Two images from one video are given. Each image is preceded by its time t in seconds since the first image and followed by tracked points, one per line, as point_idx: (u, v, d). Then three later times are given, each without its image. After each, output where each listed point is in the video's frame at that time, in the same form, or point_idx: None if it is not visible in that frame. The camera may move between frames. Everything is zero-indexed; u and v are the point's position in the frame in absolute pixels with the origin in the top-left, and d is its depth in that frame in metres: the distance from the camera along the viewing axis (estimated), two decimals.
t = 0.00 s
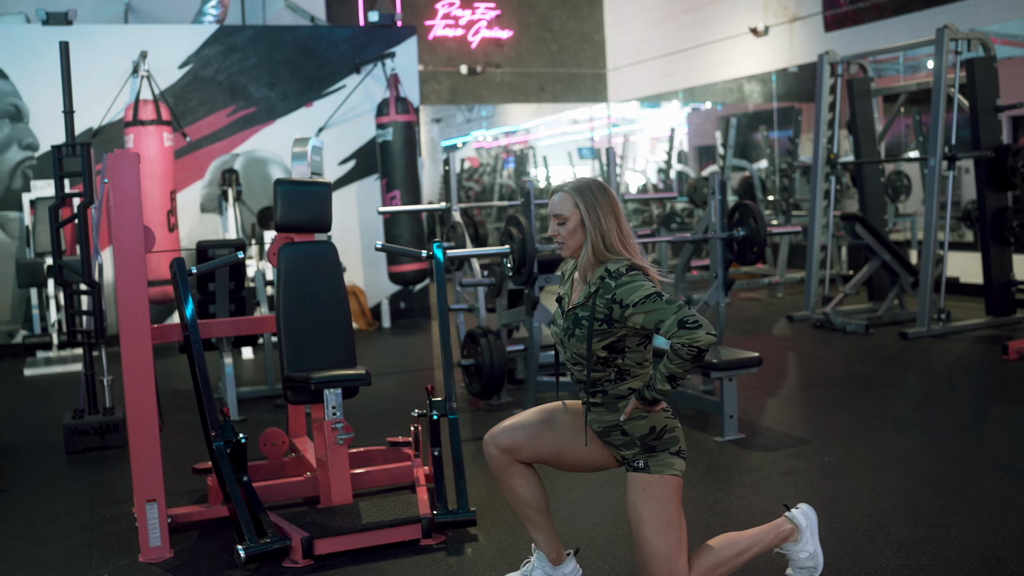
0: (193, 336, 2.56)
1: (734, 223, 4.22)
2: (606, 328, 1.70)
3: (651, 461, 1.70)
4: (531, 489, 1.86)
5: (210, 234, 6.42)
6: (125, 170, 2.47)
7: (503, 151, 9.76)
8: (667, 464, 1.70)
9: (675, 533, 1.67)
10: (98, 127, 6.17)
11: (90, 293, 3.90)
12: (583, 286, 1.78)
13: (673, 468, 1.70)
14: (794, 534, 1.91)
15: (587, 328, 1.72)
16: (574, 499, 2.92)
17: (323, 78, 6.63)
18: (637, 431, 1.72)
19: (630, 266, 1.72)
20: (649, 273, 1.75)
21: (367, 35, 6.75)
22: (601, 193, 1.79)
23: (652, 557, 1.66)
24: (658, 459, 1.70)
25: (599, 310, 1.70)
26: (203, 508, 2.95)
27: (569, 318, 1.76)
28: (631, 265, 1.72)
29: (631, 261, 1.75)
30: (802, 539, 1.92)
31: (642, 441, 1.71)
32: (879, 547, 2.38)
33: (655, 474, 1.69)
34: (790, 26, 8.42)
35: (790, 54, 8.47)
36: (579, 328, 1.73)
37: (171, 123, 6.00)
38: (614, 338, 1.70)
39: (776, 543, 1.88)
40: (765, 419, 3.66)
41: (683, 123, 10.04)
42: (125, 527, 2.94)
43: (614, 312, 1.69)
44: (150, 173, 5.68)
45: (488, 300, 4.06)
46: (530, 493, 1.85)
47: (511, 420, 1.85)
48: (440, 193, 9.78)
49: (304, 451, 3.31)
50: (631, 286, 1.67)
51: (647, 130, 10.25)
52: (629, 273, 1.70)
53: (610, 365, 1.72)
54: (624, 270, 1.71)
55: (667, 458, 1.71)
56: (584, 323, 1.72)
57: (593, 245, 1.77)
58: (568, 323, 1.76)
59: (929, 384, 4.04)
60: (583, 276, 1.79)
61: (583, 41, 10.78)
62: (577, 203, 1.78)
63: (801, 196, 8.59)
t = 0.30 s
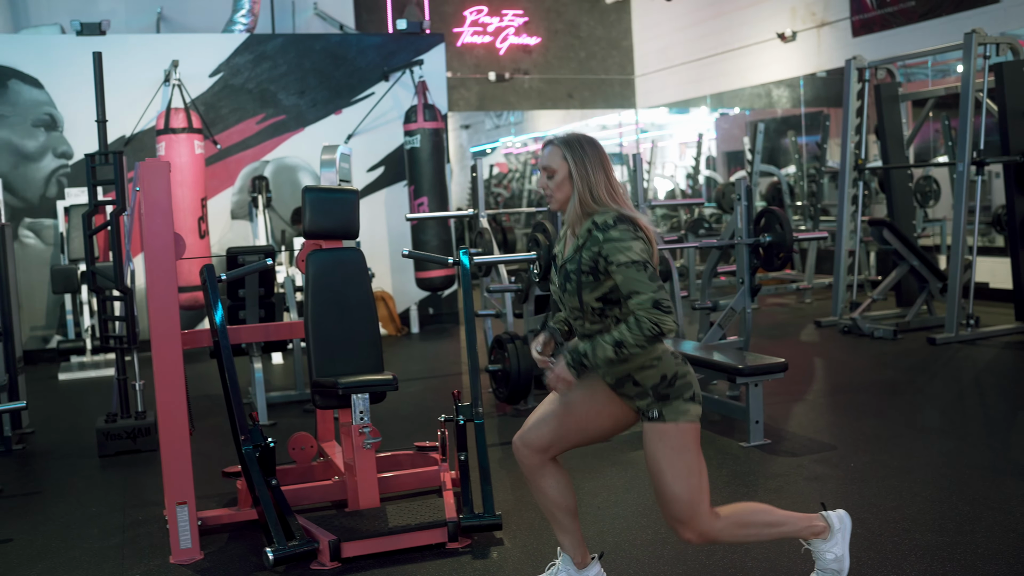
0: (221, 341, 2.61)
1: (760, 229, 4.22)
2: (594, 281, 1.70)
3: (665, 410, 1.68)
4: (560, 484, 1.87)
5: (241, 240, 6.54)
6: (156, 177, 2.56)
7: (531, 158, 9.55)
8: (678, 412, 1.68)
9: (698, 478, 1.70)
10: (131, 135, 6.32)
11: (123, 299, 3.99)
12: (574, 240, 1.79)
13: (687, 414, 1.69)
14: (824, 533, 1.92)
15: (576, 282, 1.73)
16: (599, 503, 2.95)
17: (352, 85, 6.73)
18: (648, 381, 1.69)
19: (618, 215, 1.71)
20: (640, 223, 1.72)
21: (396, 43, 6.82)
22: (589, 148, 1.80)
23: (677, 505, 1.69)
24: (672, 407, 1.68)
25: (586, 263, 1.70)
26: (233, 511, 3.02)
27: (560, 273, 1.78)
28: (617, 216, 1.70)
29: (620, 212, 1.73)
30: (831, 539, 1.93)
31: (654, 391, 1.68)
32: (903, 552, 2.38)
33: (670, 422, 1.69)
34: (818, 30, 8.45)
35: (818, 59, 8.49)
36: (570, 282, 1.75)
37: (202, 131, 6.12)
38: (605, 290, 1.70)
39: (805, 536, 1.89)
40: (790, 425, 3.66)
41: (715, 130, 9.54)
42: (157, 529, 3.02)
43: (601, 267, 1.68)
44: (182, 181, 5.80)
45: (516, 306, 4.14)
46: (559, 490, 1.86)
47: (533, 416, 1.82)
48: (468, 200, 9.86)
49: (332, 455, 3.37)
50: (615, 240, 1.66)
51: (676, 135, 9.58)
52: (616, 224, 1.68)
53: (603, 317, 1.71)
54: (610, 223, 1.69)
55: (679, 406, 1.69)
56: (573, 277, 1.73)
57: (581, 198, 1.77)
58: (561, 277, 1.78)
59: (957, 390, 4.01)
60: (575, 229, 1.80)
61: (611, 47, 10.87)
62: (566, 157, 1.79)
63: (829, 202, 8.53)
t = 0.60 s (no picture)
0: (257, 344, 2.67)
1: (793, 232, 4.18)
2: (565, 208, 1.75)
3: (640, 340, 1.73)
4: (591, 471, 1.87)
5: (279, 244, 6.65)
6: (192, 183, 2.60)
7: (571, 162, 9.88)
8: (653, 342, 1.73)
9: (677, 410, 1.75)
10: (171, 141, 6.45)
11: (161, 302, 4.08)
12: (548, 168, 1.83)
13: (662, 344, 1.74)
14: (794, 525, 1.84)
15: (547, 209, 1.78)
16: (629, 506, 2.95)
17: (388, 90, 6.81)
18: (621, 312, 1.74)
19: (592, 145, 1.74)
20: (614, 154, 1.76)
21: (432, 47, 6.89)
22: (570, 79, 1.81)
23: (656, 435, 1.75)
24: (647, 338, 1.73)
25: (558, 190, 1.74)
26: (268, 511, 3.07)
27: (533, 201, 1.83)
28: (592, 146, 1.74)
29: (595, 141, 1.77)
30: (802, 531, 1.85)
31: (628, 321, 1.73)
32: (933, 559, 2.35)
33: (645, 352, 1.74)
34: (855, 32, 8.39)
35: (855, 61, 8.43)
36: (541, 208, 1.79)
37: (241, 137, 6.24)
38: (576, 217, 1.74)
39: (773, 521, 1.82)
40: (823, 429, 3.63)
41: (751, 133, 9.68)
42: (192, 528, 3.08)
43: (571, 194, 1.73)
44: (220, 185, 5.93)
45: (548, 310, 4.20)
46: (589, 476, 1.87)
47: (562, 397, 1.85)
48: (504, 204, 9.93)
49: (365, 457, 3.41)
50: (586, 169, 1.69)
51: (713, 138, 9.78)
52: (590, 153, 1.72)
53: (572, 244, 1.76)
54: (584, 153, 1.73)
55: (653, 337, 1.74)
56: (545, 204, 1.78)
57: (557, 127, 1.80)
58: (534, 205, 1.83)
59: (995, 395, 3.94)
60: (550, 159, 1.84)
61: (648, 50, 10.85)
62: (546, 87, 1.81)
63: (866, 205, 8.42)
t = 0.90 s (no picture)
0: (297, 340, 2.73)
1: (831, 233, 4.16)
2: (578, 191, 1.76)
3: (624, 328, 1.76)
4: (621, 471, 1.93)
5: (322, 241, 6.77)
6: (234, 182, 2.66)
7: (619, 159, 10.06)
8: (637, 334, 1.75)
9: (622, 406, 1.75)
10: (217, 140, 6.61)
11: (206, 297, 4.20)
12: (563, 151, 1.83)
13: (643, 338, 1.76)
14: (703, 538, 1.85)
15: (560, 190, 1.79)
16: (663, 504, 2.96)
17: (431, 89, 6.90)
18: (613, 297, 1.77)
19: (612, 132, 1.75)
20: (632, 142, 1.78)
21: (474, 47, 6.96)
22: (585, 66, 1.81)
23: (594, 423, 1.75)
24: (630, 328, 1.76)
25: (574, 173, 1.75)
26: (306, 503, 3.15)
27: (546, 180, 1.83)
28: (611, 134, 1.75)
29: (613, 130, 1.78)
30: (709, 547, 1.85)
31: (618, 307, 1.76)
32: (967, 561, 2.33)
33: (624, 341, 1.75)
34: (900, 31, 8.29)
35: (901, 60, 8.33)
36: (554, 189, 1.80)
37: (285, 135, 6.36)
38: (587, 202, 1.76)
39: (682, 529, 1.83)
40: (860, 430, 3.60)
41: (795, 132, 9.33)
42: (232, 518, 3.17)
43: (587, 177, 1.74)
44: (264, 183, 6.05)
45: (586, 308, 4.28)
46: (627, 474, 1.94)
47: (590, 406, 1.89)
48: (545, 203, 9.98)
49: (403, 452, 3.47)
50: (604, 155, 1.70)
51: (759, 137, 9.75)
52: (609, 141, 1.73)
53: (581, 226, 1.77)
54: (603, 139, 1.74)
55: (639, 327, 1.76)
56: (558, 185, 1.79)
57: (575, 112, 1.80)
58: (546, 185, 1.83)
59: None
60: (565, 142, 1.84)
61: (691, 50, 10.74)
62: (558, 73, 1.80)
63: (910, 204, 8.29)
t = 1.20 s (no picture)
0: (338, 331, 2.82)
1: (872, 228, 4.12)
2: (585, 195, 1.76)
3: (608, 334, 1.76)
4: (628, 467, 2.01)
5: (365, 234, 6.90)
6: (277, 174, 2.77)
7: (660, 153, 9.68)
8: (621, 344, 1.77)
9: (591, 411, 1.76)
10: (262, 133, 6.76)
11: (250, 288, 4.33)
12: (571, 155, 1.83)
13: (624, 348, 1.77)
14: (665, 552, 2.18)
15: (566, 192, 1.78)
16: (697, 495, 2.99)
17: (473, 83, 6.98)
18: (604, 302, 1.78)
19: (622, 140, 1.75)
20: (640, 148, 1.77)
21: (517, 41, 7.02)
22: (596, 72, 1.81)
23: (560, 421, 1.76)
24: (614, 335, 1.77)
25: (582, 177, 1.75)
26: (346, 489, 3.24)
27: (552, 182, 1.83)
28: (621, 141, 1.74)
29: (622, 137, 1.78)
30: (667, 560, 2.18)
31: (607, 312, 1.77)
32: (1002, 556, 2.33)
33: (606, 348, 1.76)
34: (947, 24, 8.20)
35: (948, 53, 8.25)
36: (560, 191, 1.80)
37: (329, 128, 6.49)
38: (592, 206, 1.76)
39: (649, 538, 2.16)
40: (898, 425, 3.58)
41: (840, 126, 9.88)
42: (274, 504, 3.28)
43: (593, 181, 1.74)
44: (309, 176, 6.18)
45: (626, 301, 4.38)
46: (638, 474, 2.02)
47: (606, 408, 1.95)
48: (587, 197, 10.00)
49: (441, 441, 3.54)
50: (613, 162, 1.70)
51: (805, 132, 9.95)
52: (618, 148, 1.73)
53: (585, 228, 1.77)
54: (613, 145, 1.73)
55: (624, 336, 1.78)
56: (565, 187, 1.79)
57: (585, 117, 1.80)
58: (553, 187, 1.83)
59: None
60: (572, 147, 1.84)
61: (736, 43, 10.10)
62: (565, 78, 1.79)
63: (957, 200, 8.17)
